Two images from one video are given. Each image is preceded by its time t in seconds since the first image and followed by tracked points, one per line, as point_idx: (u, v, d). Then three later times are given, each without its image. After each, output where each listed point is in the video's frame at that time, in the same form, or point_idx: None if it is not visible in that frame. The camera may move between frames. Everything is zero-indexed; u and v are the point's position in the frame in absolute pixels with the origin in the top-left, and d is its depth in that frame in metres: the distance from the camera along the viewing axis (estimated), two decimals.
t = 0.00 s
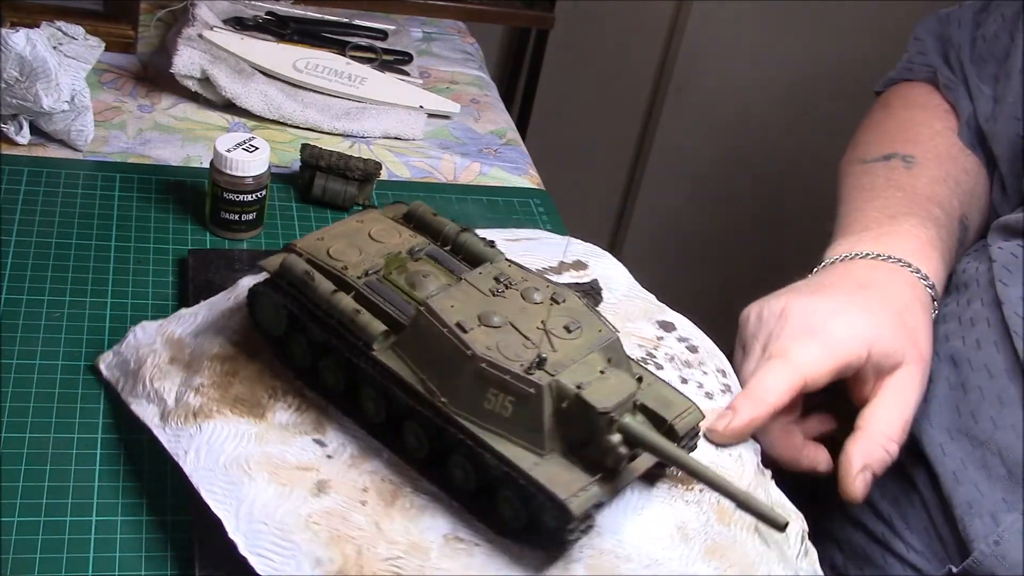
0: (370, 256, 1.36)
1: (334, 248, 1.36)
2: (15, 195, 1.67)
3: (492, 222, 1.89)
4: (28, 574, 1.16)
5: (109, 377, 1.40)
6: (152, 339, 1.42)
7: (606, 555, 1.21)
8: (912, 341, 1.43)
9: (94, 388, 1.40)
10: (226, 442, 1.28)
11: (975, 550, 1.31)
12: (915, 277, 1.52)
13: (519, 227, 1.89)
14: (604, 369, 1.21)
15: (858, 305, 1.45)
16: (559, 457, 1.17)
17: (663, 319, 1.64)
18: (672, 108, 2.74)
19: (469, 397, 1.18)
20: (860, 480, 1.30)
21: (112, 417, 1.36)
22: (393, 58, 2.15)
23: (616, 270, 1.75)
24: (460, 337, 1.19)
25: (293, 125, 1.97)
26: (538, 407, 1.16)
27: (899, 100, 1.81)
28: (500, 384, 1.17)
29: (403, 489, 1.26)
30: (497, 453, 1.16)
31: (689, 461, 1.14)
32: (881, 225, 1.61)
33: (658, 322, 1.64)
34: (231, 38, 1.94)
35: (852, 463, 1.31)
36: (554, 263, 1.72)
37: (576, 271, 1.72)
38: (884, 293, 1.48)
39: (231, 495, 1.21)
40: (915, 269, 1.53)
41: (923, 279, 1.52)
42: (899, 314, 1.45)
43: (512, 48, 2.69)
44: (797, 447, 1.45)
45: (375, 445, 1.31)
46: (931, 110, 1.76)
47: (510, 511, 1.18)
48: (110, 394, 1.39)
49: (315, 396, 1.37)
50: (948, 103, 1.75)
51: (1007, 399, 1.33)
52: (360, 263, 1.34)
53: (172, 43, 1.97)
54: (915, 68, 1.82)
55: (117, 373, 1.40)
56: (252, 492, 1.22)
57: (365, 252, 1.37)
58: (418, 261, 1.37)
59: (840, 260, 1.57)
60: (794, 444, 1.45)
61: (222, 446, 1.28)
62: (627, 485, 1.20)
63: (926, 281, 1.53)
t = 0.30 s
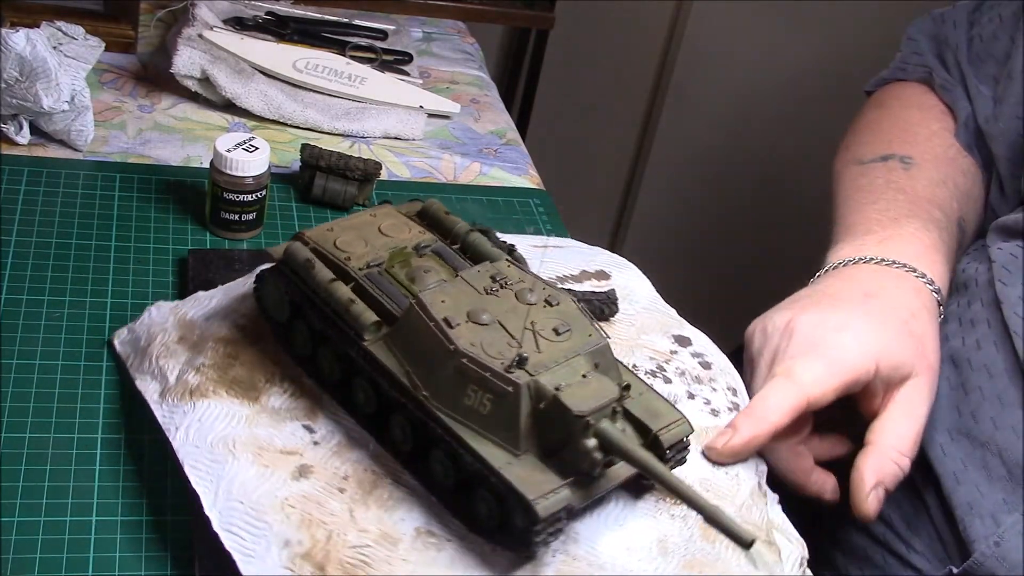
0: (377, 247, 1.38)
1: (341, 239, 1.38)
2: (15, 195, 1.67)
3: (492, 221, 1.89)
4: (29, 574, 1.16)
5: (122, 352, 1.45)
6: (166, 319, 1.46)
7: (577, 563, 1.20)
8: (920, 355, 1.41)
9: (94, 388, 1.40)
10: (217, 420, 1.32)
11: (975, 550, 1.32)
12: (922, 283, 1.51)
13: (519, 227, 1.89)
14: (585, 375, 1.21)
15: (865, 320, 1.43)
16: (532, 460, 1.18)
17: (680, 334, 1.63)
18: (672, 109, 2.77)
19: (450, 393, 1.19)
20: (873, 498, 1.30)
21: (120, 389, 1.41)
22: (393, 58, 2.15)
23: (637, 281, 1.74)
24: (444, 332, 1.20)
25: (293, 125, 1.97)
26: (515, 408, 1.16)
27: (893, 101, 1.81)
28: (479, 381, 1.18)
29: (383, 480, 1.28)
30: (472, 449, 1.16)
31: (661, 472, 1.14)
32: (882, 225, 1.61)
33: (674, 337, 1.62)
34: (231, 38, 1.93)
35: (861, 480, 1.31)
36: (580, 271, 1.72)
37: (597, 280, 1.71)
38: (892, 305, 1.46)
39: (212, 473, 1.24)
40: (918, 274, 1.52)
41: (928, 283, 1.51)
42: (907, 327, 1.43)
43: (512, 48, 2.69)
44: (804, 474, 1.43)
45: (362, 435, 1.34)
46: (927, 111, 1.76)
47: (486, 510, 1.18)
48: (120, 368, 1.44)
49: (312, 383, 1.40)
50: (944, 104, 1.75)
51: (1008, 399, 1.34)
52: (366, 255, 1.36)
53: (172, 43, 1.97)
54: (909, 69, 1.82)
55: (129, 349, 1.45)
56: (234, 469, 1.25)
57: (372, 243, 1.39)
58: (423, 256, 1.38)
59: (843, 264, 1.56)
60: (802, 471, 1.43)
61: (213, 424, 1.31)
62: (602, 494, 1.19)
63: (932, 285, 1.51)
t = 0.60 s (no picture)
0: (388, 238, 1.41)
1: (354, 228, 1.42)
2: (16, 195, 1.67)
3: (492, 221, 1.89)
4: (29, 574, 1.17)
5: (144, 318, 1.51)
6: (189, 292, 1.52)
7: (531, 569, 1.21)
8: (927, 373, 1.38)
9: (94, 388, 1.40)
10: (210, 391, 1.36)
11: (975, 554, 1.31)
12: (928, 289, 1.48)
13: (519, 227, 1.89)
14: (559, 376, 1.20)
15: (869, 339, 1.39)
16: (494, 456, 1.18)
17: (700, 358, 1.63)
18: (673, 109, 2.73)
19: (422, 384, 1.21)
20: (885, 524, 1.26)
21: (136, 352, 1.48)
22: (393, 58, 2.14)
23: (670, 303, 1.74)
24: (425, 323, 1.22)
25: (293, 125, 1.97)
26: (482, 404, 1.17)
27: (886, 105, 1.81)
28: (451, 374, 1.19)
29: (359, 465, 1.30)
30: (435, 440, 1.18)
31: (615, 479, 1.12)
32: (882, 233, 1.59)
33: (693, 358, 1.62)
34: (231, 38, 1.93)
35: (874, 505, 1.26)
36: (608, 286, 1.74)
37: (627, 296, 1.73)
38: (896, 321, 1.43)
39: (194, 440, 1.29)
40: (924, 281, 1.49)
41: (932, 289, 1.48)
42: (914, 344, 1.40)
43: (512, 48, 2.69)
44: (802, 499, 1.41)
45: (346, 420, 1.37)
46: (922, 115, 1.75)
47: (448, 506, 1.20)
48: (139, 334, 1.51)
49: (311, 365, 1.44)
50: (939, 107, 1.75)
51: (1007, 402, 1.34)
52: (376, 244, 1.39)
53: (172, 43, 1.97)
54: (903, 73, 1.81)
55: (150, 316, 1.51)
56: (215, 439, 1.29)
57: (383, 234, 1.41)
58: (431, 251, 1.40)
59: (844, 272, 1.53)
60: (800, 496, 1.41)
61: (207, 394, 1.36)
62: (562, 499, 1.20)
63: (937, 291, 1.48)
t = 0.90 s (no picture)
0: (389, 237, 1.41)
1: (355, 227, 1.42)
2: (15, 195, 1.67)
3: (492, 222, 1.89)
4: (28, 574, 1.17)
5: (146, 317, 1.51)
6: (191, 290, 1.52)
7: (528, 568, 1.21)
8: (932, 343, 1.37)
9: (94, 388, 1.40)
10: (210, 389, 1.37)
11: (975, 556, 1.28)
12: (928, 275, 1.48)
13: (519, 227, 1.89)
14: (556, 377, 1.21)
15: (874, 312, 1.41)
16: (491, 457, 1.19)
17: (701, 359, 1.63)
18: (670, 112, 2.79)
19: (421, 383, 1.22)
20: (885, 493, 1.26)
21: (136, 346, 1.49)
22: (393, 58, 2.14)
23: (673, 303, 1.74)
24: (424, 322, 1.23)
25: (293, 125, 1.97)
26: (479, 404, 1.18)
27: (893, 100, 1.77)
28: (450, 374, 1.19)
29: (358, 463, 1.30)
30: (434, 441, 1.18)
31: (613, 482, 1.11)
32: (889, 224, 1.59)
33: (693, 359, 1.62)
34: (231, 38, 1.93)
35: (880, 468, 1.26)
36: (609, 287, 1.74)
37: (629, 297, 1.73)
38: (899, 298, 1.44)
39: (194, 438, 1.30)
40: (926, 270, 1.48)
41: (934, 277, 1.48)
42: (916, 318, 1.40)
43: (512, 48, 2.69)
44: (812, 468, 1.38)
45: (346, 418, 1.37)
46: (926, 110, 1.71)
47: (445, 505, 1.21)
48: (139, 331, 1.51)
49: (312, 364, 1.44)
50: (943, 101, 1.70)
51: (1007, 402, 1.27)
52: (377, 243, 1.39)
53: (172, 44, 1.97)
54: (907, 68, 1.78)
55: (151, 314, 1.51)
56: (214, 437, 1.30)
57: (384, 233, 1.42)
58: (431, 251, 1.40)
59: (847, 259, 1.55)
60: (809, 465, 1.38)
61: (206, 392, 1.36)
62: (560, 500, 1.20)
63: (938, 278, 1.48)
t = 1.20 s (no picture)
0: (394, 235, 1.41)
1: (360, 224, 1.42)
2: (15, 195, 1.67)
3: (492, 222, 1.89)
4: (28, 574, 1.17)
5: (155, 307, 1.52)
6: (200, 283, 1.53)
7: (515, 568, 1.21)
8: (924, 351, 1.40)
9: (94, 388, 1.40)
10: (211, 380, 1.37)
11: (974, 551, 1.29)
12: (925, 279, 1.49)
13: (519, 227, 1.89)
14: (547, 377, 1.20)
15: (870, 319, 1.42)
16: (480, 455, 1.19)
17: (706, 366, 1.62)
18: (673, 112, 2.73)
19: (414, 379, 1.22)
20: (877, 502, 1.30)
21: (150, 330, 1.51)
22: (393, 58, 2.14)
23: (680, 310, 1.74)
24: (418, 319, 1.23)
25: (293, 125, 1.97)
26: (469, 402, 1.18)
27: (896, 101, 1.74)
28: (442, 371, 1.20)
29: (352, 459, 1.30)
30: (423, 437, 1.18)
31: (600, 486, 1.12)
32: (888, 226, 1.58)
33: (699, 367, 1.62)
34: (231, 38, 1.93)
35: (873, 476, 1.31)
36: (618, 291, 1.75)
37: (638, 302, 1.73)
38: (895, 302, 1.45)
39: (190, 427, 1.30)
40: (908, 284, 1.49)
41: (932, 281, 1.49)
42: (911, 324, 1.42)
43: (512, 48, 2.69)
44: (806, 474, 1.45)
45: (341, 414, 1.37)
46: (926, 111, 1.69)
47: (433, 502, 1.20)
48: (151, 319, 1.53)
49: (313, 360, 1.45)
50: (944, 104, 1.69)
51: (1008, 399, 1.30)
52: (381, 241, 1.40)
53: (172, 44, 1.97)
54: (907, 69, 1.75)
55: (160, 306, 1.52)
56: (210, 427, 1.30)
57: (389, 230, 1.42)
58: (434, 250, 1.40)
59: (845, 262, 1.55)
60: (804, 471, 1.44)
61: (206, 383, 1.36)
62: (547, 501, 1.21)
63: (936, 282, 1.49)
